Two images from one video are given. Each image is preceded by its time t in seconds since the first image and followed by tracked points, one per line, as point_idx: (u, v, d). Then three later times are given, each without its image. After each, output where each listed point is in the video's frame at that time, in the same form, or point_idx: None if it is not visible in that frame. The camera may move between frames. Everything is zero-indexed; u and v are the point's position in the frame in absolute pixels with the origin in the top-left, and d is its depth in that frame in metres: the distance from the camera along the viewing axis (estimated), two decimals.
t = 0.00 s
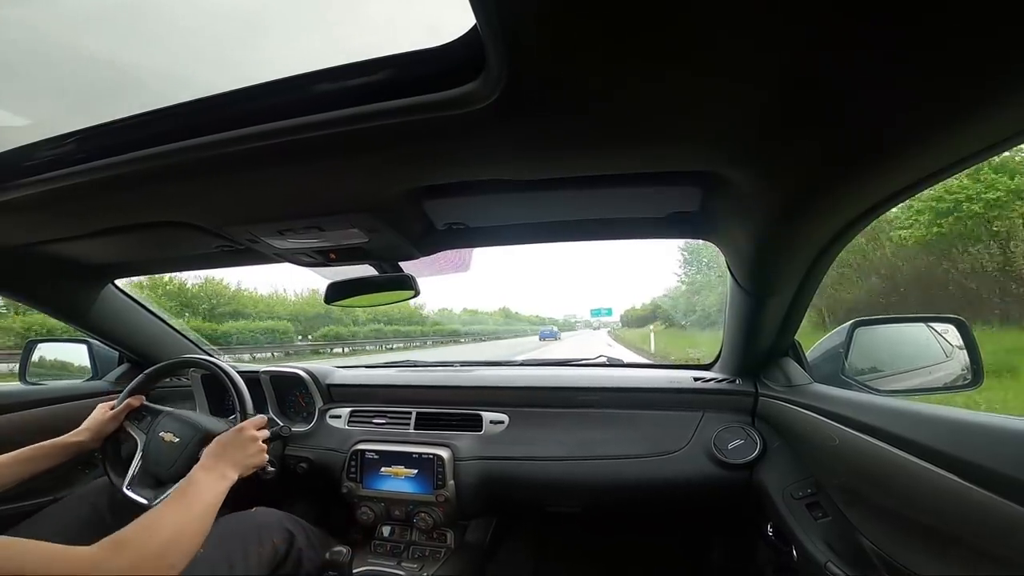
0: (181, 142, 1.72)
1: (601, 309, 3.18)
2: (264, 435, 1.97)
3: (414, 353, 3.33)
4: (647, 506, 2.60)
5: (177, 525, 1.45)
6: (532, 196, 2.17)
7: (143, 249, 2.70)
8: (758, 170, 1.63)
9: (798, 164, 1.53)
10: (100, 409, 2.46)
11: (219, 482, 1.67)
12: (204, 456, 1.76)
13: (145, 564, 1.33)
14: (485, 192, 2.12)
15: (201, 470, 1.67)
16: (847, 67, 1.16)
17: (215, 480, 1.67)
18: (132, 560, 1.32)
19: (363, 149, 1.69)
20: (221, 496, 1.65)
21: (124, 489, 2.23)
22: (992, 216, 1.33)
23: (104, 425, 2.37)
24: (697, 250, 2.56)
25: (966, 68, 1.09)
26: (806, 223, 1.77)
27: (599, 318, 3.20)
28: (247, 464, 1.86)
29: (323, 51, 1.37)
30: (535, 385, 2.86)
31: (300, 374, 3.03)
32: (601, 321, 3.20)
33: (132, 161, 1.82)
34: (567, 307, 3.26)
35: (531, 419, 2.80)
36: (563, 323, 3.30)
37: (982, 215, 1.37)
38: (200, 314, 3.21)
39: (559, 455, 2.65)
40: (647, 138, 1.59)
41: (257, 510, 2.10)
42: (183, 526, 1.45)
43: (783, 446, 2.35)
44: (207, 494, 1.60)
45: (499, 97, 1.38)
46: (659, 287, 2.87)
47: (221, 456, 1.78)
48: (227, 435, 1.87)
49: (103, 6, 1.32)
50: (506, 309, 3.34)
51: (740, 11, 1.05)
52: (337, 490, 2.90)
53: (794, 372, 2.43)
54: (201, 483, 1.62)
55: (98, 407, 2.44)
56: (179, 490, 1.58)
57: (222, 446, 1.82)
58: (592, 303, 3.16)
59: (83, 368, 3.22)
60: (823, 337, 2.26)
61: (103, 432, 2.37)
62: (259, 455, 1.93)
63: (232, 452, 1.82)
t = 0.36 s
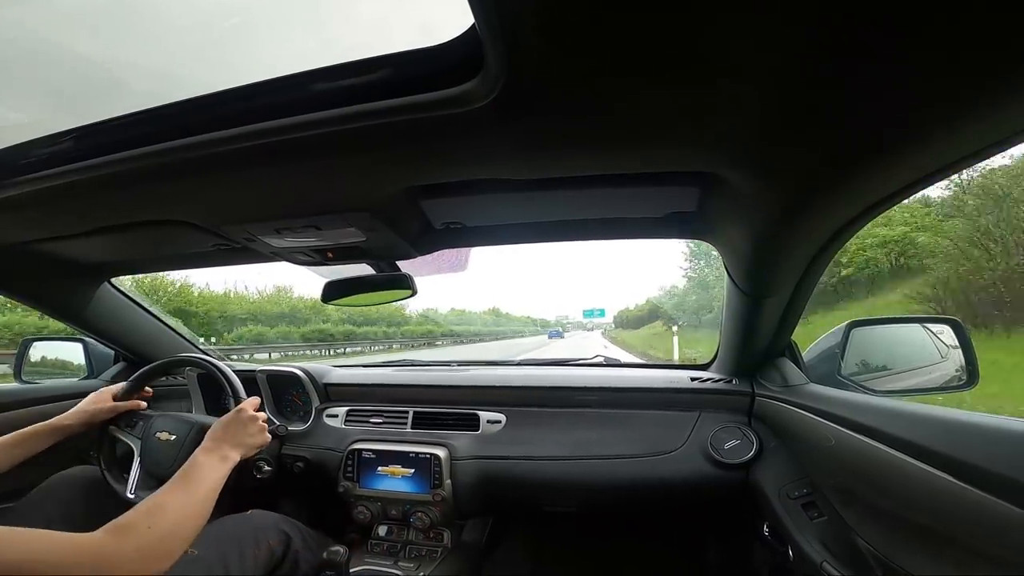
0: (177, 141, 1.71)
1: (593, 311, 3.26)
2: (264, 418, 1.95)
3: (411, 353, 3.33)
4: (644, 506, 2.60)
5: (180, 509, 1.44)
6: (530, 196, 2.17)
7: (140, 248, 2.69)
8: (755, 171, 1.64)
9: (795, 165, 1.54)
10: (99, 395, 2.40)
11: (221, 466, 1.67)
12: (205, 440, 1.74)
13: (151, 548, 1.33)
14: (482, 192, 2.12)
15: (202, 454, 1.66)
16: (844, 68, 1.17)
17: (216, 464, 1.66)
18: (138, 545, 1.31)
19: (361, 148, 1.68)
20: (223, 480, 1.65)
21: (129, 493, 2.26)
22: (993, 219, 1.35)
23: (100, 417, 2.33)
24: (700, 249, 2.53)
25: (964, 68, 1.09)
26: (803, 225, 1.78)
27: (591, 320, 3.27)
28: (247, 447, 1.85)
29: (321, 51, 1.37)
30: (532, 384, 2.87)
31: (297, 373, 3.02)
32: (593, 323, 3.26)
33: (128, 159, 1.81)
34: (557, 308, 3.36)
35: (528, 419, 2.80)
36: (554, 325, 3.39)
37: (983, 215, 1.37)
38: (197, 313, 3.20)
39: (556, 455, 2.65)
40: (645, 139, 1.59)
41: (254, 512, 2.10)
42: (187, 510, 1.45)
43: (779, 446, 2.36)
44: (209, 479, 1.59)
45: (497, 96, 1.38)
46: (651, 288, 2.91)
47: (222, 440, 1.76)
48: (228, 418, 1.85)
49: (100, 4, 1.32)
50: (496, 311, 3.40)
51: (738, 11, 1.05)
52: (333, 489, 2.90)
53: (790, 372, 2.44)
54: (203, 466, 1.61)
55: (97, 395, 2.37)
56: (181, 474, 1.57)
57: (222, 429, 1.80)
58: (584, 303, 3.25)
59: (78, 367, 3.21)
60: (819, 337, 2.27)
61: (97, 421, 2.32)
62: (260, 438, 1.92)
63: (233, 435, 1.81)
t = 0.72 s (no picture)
0: (172, 141, 1.70)
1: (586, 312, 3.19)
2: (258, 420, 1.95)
3: (406, 353, 3.33)
4: (639, 506, 2.61)
5: (166, 508, 1.44)
6: (526, 197, 2.18)
7: (134, 247, 2.68)
8: (750, 173, 1.65)
9: (791, 166, 1.54)
10: (95, 396, 2.39)
11: (211, 466, 1.66)
12: (197, 438, 1.74)
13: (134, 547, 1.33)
14: (478, 192, 2.13)
15: (192, 453, 1.66)
16: (838, 70, 1.18)
17: (207, 463, 1.66)
18: (121, 543, 1.31)
19: (358, 148, 1.68)
20: (212, 480, 1.64)
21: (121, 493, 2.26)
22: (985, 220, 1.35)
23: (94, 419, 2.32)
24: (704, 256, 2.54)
25: (955, 70, 1.10)
26: (797, 225, 1.79)
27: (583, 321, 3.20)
28: (239, 448, 1.85)
29: (318, 51, 1.37)
30: (526, 385, 2.87)
31: (292, 373, 3.01)
32: (585, 324, 3.19)
33: (123, 158, 1.80)
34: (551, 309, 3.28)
35: (524, 419, 2.80)
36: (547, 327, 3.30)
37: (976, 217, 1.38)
38: (191, 313, 3.19)
39: (551, 455, 2.65)
40: (642, 140, 1.60)
41: (246, 511, 2.09)
42: (173, 509, 1.45)
43: (773, 446, 2.37)
44: (198, 478, 1.59)
45: (494, 96, 1.38)
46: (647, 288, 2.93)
47: (213, 440, 1.76)
48: (221, 419, 1.85)
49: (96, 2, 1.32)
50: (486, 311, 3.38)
51: (734, 13, 1.06)
52: (329, 490, 2.89)
53: (784, 372, 2.46)
54: (193, 465, 1.61)
55: (91, 397, 2.36)
56: (170, 471, 1.56)
57: (215, 428, 1.80)
58: (578, 304, 3.17)
59: (71, 367, 3.19)
60: (813, 337, 2.29)
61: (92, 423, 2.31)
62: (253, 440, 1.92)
63: (225, 436, 1.81)
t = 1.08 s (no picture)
0: (171, 141, 1.70)
1: (582, 312, 3.20)
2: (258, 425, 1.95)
3: (406, 353, 3.33)
4: (639, 506, 2.61)
5: (169, 516, 1.44)
6: (526, 197, 2.18)
7: (134, 248, 2.68)
8: (750, 172, 1.65)
9: (790, 165, 1.55)
10: (94, 400, 2.41)
11: (211, 474, 1.65)
12: (196, 447, 1.74)
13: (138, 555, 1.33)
14: (478, 193, 2.12)
15: (193, 461, 1.65)
16: (836, 69, 1.18)
17: (207, 470, 1.65)
18: (124, 553, 1.31)
19: (357, 148, 1.68)
20: (212, 488, 1.64)
21: (121, 493, 2.26)
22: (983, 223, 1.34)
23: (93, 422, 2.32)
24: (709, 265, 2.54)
25: (953, 71, 1.11)
26: (797, 225, 1.79)
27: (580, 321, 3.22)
28: (240, 453, 1.85)
29: (317, 52, 1.37)
30: (526, 384, 2.87)
31: (293, 374, 3.01)
32: (580, 325, 3.21)
33: (122, 159, 1.80)
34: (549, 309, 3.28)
35: (524, 419, 2.80)
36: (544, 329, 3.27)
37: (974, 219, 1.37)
38: (191, 314, 3.19)
39: (551, 455, 2.65)
40: (641, 139, 1.59)
41: (241, 514, 2.09)
42: (175, 517, 1.45)
43: (773, 445, 2.37)
44: (199, 485, 1.58)
45: (493, 97, 1.38)
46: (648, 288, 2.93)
47: (213, 447, 1.75)
48: (220, 425, 1.83)
49: (94, 3, 1.32)
50: (480, 311, 3.34)
51: (732, 13, 1.06)
52: (329, 490, 2.89)
53: (784, 372, 2.46)
54: (193, 473, 1.61)
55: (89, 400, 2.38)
56: (171, 480, 1.56)
57: (214, 435, 1.79)
58: (576, 304, 3.19)
59: (71, 367, 3.19)
60: (812, 336, 2.29)
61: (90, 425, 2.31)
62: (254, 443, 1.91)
63: (225, 442, 1.80)
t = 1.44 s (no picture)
0: (173, 141, 1.71)
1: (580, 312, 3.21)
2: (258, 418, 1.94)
3: (407, 354, 3.33)
4: (640, 507, 2.61)
5: (174, 513, 1.44)
6: (527, 197, 2.18)
7: (135, 248, 2.68)
8: (749, 172, 1.65)
9: (790, 166, 1.55)
10: (90, 405, 2.41)
11: (212, 470, 1.66)
12: (197, 442, 1.73)
13: (145, 554, 1.34)
14: (479, 193, 2.13)
15: (195, 457, 1.65)
16: (839, 69, 1.18)
17: (208, 466, 1.65)
18: (130, 551, 1.32)
19: (358, 149, 1.68)
20: (213, 483, 1.64)
21: (125, 495, 2.27)
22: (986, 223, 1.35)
23: (93, 427, 2.32)
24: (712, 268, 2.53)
25: (953, 72, 1.11)
26: (797, 225, 1.79)
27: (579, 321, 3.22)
28: (240, 446, 1.85)
29: (318, 52, 1.37)
30: (527, 385, 2.88)
31: (293, 374, 3.02)
32: (579, 325, 3.21)
33: (125, 159, 1.80)
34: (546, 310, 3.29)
35: (525, 419, 2.80)
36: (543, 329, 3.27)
37: (976, 216, 1.38)
38: (192, 314, 3.19)
39: (552, 455, 2.65)
40: (642, 139, 1.60)
41: (243, 516, 2.09)
42: (180, 515, 1.45)
43: (774, 446, 2.37)
44: (200, 481, 1.59)
45: (494, 97, 1.38)
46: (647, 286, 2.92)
47: (214, 443, 1.75)
48: (220, 421, 1.83)
49: (97, 4, 1.32)
50: (474, 311, 3.33)
51: (732, 13, 1.07)
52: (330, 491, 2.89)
53: (785, 372, 2.45)
54: (195, 468, 1.61)
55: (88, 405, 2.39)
56: (173, 476, 1.56)
57: (214, 430, 1.78)
58: (574, 304, 3.21)
59: (73, 368, 3.19)
60: (813, 337, 2.29)
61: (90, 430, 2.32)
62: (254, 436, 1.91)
63: (224, 437, 1.80)
